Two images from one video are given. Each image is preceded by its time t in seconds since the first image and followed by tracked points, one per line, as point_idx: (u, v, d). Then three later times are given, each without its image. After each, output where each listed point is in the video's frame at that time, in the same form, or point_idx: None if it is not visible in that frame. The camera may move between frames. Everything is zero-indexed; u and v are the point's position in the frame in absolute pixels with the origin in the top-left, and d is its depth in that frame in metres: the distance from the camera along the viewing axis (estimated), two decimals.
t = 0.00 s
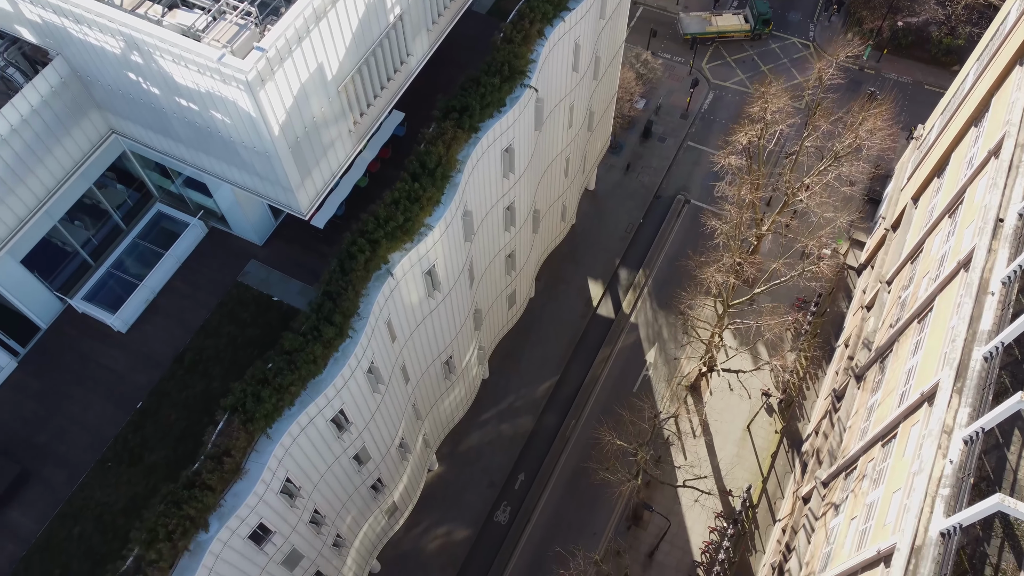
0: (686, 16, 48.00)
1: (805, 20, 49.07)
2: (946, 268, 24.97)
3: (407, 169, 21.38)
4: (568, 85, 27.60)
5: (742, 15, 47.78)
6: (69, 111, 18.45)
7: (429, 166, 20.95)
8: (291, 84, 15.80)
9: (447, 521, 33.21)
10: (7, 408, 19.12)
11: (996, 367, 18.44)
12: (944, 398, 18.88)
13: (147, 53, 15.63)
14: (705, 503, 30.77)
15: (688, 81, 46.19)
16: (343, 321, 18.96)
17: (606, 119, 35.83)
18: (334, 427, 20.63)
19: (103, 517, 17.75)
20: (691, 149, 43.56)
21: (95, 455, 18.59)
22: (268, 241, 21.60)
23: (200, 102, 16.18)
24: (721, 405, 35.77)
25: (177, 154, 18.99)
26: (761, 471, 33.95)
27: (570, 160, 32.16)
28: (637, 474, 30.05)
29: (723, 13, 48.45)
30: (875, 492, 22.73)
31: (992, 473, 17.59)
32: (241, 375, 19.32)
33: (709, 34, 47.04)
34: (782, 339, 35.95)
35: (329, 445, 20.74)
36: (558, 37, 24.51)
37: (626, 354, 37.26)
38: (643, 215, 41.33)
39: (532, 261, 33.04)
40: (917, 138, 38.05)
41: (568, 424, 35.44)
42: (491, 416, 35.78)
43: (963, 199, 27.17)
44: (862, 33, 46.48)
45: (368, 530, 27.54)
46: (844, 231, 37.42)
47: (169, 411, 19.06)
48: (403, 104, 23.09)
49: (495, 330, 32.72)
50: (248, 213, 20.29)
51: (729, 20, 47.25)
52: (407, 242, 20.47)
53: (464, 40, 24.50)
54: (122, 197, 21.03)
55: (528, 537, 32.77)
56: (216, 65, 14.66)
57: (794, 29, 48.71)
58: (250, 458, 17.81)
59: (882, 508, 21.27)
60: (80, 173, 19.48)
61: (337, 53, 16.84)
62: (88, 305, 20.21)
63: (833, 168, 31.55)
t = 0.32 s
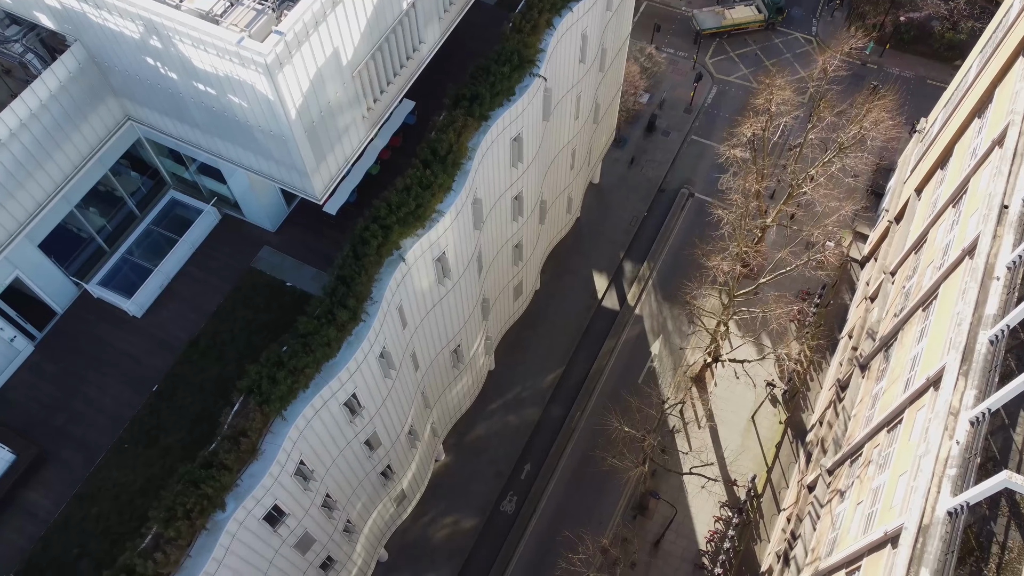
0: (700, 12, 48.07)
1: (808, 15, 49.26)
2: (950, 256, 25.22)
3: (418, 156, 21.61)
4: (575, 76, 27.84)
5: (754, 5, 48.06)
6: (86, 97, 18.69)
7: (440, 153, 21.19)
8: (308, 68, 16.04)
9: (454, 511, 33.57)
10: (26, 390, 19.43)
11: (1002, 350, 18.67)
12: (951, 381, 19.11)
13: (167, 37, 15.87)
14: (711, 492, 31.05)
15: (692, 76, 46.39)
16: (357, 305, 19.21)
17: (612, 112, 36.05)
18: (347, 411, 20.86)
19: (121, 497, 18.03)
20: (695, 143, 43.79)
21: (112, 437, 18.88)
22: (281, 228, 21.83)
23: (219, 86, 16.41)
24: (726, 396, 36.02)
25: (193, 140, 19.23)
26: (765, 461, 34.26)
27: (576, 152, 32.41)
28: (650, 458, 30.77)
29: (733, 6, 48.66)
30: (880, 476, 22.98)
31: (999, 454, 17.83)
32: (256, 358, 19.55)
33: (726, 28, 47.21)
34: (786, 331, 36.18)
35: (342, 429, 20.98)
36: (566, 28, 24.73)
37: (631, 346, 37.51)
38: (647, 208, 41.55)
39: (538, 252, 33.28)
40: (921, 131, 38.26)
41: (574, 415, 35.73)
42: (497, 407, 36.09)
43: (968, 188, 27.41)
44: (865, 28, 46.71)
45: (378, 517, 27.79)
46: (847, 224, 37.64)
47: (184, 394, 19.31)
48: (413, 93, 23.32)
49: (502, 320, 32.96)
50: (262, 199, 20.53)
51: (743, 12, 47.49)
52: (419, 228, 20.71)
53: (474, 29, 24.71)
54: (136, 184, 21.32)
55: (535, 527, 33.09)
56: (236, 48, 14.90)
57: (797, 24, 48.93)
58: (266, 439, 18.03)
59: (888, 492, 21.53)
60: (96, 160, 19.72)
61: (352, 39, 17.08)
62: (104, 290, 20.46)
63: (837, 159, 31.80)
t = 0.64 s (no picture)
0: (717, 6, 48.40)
1: (812, 10, 49.51)
2: (958, 243, 25.47)
3: (433, 142, 21.83)
4: (585, 66, 28.08)
5: None
6: (107, 82, 18.91)
7: (454, 139, 21.41)
8: (329, 51, 16.26)
9: (463, 500, 33.84)
10: (46, 373, 19.65)
11: (1012, 332, 18.88)
12: (960, 362, 19.36)
13: (190, 21, 16.10)
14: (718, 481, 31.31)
15: (697, 70, 46.62)
16: (374, 288, 19.46)
17: (619, 104, 36.27)
18: (363, 394, 21.12)
19: (142, 477, 18.24)
20: (700, 136, 44.04)
21: (132, 418, 19.09)
22: (297, 213, 22.04)
23: (240, 69, 16.65)
24: (732, 387, 36.33)
25: (212, 125, 19.46)
26: (772, 450, 34.58)
27: (584, 143, 32.63)
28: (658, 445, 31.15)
29: None
30: (889, 460, 23.25)
31: (1009, 433, 17.42)
32: (273, 341, 19.75)
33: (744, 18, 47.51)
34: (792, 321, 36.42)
35: (358, 412, 21.24)
36: (577, 17, 24.96)
37: (637, 337, 37.77)
38: (653, 201, 41.79)
39: (547, 242, 33.50)
40: (925, 123, 38.50)
41: (581, 405, 35.98)
42: (505, 397, 36.33)
43: (974, 177, 27.66)
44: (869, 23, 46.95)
45: (389, 504, 28.01)
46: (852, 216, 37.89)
47: (203, 376, 19.50)
48: (426, 81, 23.54)
49: (511, 310, 33.18)
50: (279, 183, 20.72)
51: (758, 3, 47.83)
52: (434, 214, 20.94)
53: (485, 18, 24.91)
54: (153, 170, 21.54)
55: (543, 516, 33.36)
56: (259, 31, 15.12)
57: (801, 18, 49.18)
58: (285, 420, 18.29)
59: (898, 475, 21.79)
60: (116, 145, 19.94)
61: (371, 23, 17.30)
62: (123, 274, 20.68)
63: (844, 150, 32.01)
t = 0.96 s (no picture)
0: None
1: (817, 4, 49.74)
2: (966, 230, 25.72)
3: (449, 128, 22.07)
4: (596, 56, 28.31)
5: None
6: (130, 67, 19.14)
7: (471, 125, 21.66)
8: (353, 33, 16.50)
9: (473, 488, 34.11)
10: (69, 355, 19.90)
11: None
12: (972, 343, 19.60)
13: (215, 3, 16.33)
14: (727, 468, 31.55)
15: (703, 63, 46.86)
16: (394, 270, 19.71)
17: (628, 96, 36.50)
18: (381, 376, 21.36)
19: (165, 456, 18.46)
20: (707, 129, 44.29)
21: (155, 398, 19.32)
22: (315, 199, 22.27)
23: (265, 52, 16.88)
24: (740, 377, 36.61)
25: (233, 109, 19.69)
26: (780, 439, 34.87)
27: (593, 133, 32.87)
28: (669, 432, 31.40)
29: None
30: (900, 443, 23.49)
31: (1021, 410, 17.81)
32: (293, 323, 19.99)
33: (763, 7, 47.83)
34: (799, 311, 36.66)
35: (376, 394, 21.49)
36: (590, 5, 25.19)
37: (645, 327, 38.02)
38: (660, 193, 42.03)
39: (557, 232, 33.73)
40: (931, 115, 38.73)
41: (590, 394, 36.25)
42: (515, 386, 36.58)
43: (982, 165, 27.90)
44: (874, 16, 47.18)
45: (402, 490, 28.26)
46: (858, 207, 38.14)
47: (225, 357, 19.73)
48: (441, 69, 23.77)
49: (521, 299, 33.41)
50: (298, 168, 20.93)
51: None
52: (451, 198, 21.17)
53: (499, 7, 25.14)
54: (173, 156, 21.81)
55: (553, 504, 33.62)
56: (286, 12, 15.35)
57: (807, 12, 49.44)
58: (307, 399, 18.52)
59: (909, 457, 22.04)
60: (137, 130, 20.17)
61: (392, 7, 17.54)
62: (143, 258, 20.90)
63: (852, 140, 32.25)
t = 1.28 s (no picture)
0: None
1: None
2: (977, 216, 25.96)
3: (467, 113, 22.31)
4: (609, 44, 28.56)
5: None
6: (155, 51, 19.37)
7: (489, 110, 21.90)
8: (379, 15, 16.74)
9: (485, 476, 34.39)
10: (93, 336, 20.17)
11: None
12: (986, 324, 19.84)
13: None
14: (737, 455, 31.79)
15: (710, 56, 47.13)
16: (415, 252, 19.95)
17: (637, 87, 36.74)
18: (401, 359, 21.60)
19: (192, 434, 18.77)
20: (714, 122, 44.55)
21: (180, 378, 19.57)
22: (334, 183, 22.53)
23: (291, 34, 17.13)
24: (748, 366, 36.91)
25: (256, 93, 19.94)
26: (789, 427, 35.15)
27: (604, 123, 33.10)
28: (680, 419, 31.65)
29: None
30: (912, 426, 23.74)
31: None
32: (315, 305, 20.26)
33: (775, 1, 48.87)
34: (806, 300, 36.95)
35: (395, 377, 21.73)
36: None
37: (655, 317, 38.27)
38: (668, 185, 42.30)
39: (568, 221, 33.96)
40: (937, 106, 38.96)
41: (600, 383, 36.52)
42: (525, 375, 36.87)
43: (991, 153, 28.16)
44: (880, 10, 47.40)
45: (417, 475, 28.49)
46: (865, 198, 38.41)
47: (248, 338, 20.00)
48: (458, 56, 24.04)
49: (533, 288, 33.64)
50: (319, 152, 21.18)
51: None
52: (469, 182, 21.41)
53: None
54: (194, 141, 22.06)
55: (564, 492, 33.86)
56: None
57: (812, 7, 49.71)
58: (331, 377, 18.77)
59: (922, 439, 22.29)
60: (161, 114, 20.41)
61: None
62: (166, 242, 21.15)
63: (861, 129, 32.49)
